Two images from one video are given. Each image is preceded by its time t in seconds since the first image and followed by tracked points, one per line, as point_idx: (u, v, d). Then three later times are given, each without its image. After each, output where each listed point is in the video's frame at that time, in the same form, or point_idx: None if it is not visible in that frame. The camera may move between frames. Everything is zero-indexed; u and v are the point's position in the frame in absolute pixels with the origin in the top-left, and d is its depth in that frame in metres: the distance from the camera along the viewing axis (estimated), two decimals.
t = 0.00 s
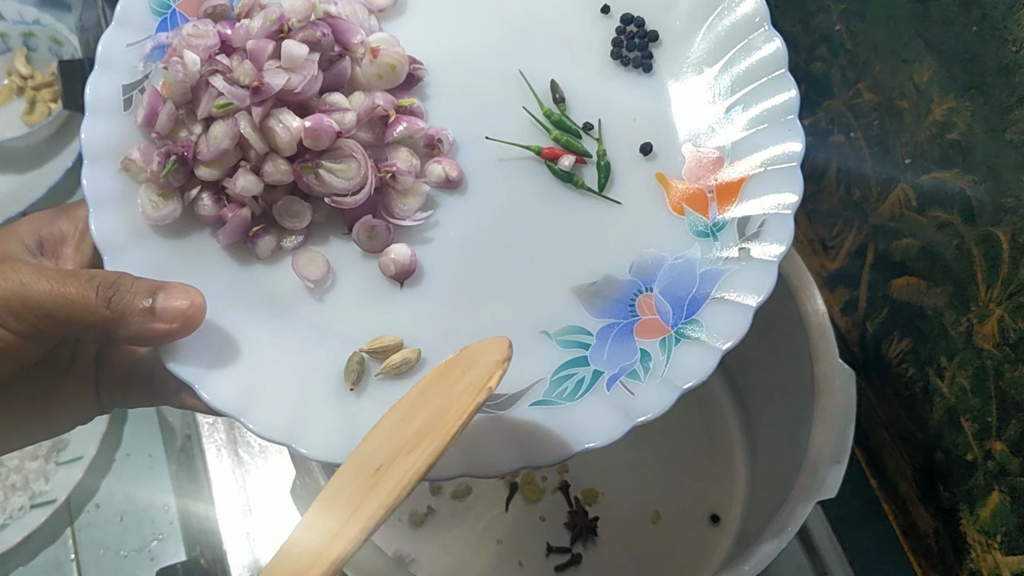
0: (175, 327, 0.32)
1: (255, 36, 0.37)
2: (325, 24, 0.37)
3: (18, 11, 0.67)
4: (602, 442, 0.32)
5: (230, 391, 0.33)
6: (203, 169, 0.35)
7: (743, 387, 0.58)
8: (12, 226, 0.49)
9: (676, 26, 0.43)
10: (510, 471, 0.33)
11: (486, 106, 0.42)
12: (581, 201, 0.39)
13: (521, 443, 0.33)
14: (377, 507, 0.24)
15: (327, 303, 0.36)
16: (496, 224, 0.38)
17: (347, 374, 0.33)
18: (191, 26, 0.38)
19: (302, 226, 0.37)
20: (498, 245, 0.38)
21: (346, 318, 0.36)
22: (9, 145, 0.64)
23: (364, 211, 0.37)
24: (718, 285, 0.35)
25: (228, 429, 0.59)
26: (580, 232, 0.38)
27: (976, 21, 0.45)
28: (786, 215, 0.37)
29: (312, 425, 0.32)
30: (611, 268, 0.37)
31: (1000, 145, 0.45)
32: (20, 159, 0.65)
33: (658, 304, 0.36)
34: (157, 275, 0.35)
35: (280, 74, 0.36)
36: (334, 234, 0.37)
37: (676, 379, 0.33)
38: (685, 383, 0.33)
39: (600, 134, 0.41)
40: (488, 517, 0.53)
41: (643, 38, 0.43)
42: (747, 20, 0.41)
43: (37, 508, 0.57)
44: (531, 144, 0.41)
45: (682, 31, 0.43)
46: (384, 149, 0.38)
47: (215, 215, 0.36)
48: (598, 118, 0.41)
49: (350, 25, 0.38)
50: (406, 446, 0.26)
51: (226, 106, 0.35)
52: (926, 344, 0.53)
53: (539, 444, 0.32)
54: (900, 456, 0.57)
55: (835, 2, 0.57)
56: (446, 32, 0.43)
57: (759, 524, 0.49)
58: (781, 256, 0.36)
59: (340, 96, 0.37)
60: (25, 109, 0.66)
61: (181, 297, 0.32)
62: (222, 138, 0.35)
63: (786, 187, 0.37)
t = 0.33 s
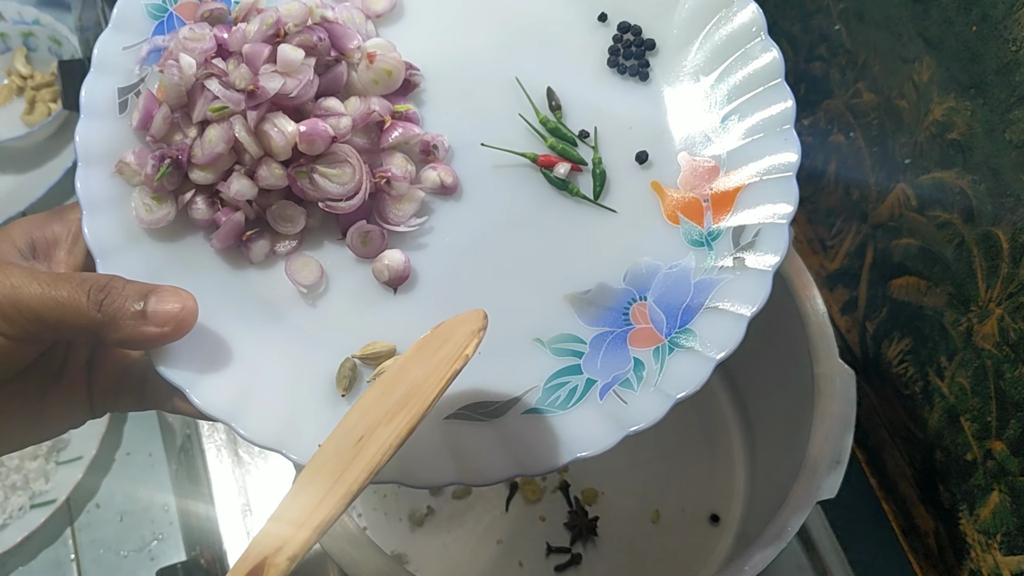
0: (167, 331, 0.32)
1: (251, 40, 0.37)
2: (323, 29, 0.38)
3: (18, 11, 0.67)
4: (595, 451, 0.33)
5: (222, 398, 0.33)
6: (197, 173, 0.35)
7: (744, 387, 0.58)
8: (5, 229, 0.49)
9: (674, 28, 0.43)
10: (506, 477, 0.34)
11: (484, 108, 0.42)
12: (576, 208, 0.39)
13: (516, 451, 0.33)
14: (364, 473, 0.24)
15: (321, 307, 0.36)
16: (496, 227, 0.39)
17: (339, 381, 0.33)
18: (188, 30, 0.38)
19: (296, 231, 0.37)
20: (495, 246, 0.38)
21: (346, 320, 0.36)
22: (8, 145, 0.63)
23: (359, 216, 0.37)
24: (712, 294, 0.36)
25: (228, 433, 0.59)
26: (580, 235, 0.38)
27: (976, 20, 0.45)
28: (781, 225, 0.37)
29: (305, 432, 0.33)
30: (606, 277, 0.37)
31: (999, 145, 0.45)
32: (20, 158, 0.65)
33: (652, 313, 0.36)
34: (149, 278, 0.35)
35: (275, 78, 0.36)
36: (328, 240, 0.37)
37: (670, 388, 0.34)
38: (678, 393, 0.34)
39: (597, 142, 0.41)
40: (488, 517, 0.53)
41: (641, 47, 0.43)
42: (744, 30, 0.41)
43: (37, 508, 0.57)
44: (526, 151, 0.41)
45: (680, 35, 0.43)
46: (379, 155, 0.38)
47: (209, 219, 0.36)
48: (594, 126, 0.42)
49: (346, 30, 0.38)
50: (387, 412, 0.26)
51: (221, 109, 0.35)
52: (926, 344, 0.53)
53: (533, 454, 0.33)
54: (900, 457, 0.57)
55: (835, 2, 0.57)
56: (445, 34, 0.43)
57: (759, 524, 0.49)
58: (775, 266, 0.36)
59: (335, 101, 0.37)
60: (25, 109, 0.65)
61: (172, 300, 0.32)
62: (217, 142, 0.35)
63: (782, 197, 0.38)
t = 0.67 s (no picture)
0: (171, 332, 0.31)
1: (247, 38, 0.36)
2: (318, 25, 0.37)
3: (18, 11, 0.67)
4: (600, 442, 0.32)
5: (224, 394, 0.32)
6: (196, 172, 0.35)
7: (744, 386, 0.58)
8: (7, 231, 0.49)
9: (673, 26, 0.43)
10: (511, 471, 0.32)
11: (484, 104, 0.41)
12: (575, 201, 0.39)
13: (518, 444, 0.32)
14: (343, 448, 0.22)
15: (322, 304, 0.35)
16: (498, 223, 0.38)
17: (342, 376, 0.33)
18: (183, 28, 0.37)
19: (297, 229, 0.36)
20: (497, 241, 0.37)
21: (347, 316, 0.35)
22: (9, 145, 0.63)
23: (359, 213, 0.37)
24: (712, 284, 0.35)
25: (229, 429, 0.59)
26: (581, 229, 0.38)
27: (976, 20, 0.45)
28: (779, 213, 0.36)
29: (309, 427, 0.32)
30: (606, 267, 0.37)
31: (999, 144, 0.45)
32: (20, 159, 0.65)
33: (653, 304, 0.35)
34: (148, 279, 0.35)
35: (273, 77, 0.35)
36: (329, 237, 0.37)
37: (672, 378, 0.33)
38: (680, 382, 0.33)
39: (594, 133, 0.41)
40: (488, 517, 0.53)
41: (636, 38, 0.42)
42: (739, 18, 0.41)
43: (37, 508, 0.57)
44: (524, 145, 0.40)
45: (678, 29, 0.43)
46: (378, 151, 0.38)
47: (209, 218, 0.35)
48: (591, 118, 0.41)
49: (342, 26, 0.38)
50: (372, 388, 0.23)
51: (218, 109, 0.35)
52: (926, 344, 0.53)
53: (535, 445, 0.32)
54: (900, 457, 0.57)
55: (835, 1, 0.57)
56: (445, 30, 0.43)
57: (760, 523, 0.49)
58: (775, 254, 0.35)
59: (333, 98, 0.36)
60: (25, 109, 0.66)
61: (176, 301, 0.32)
62: (216, 141, 0.35)
63: (780, 183, 0.37)
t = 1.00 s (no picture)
0: (145, 328, 0.28)
1: (198, 30, 0.32)
2: (268, 11, 0.33)
3: (18, 11, 0.67)
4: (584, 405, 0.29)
5: (212, 390, 0.29)
6: (158, 167, 0.31)
7: (744, 387, 0.59)
8: None
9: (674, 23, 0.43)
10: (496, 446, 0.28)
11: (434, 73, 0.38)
12: (543, 168, 0.35)
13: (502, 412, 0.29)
14: (281, 373, 0.27)
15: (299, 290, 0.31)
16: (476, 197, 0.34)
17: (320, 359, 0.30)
18: (133, 24, 0.33)
19: (264, 217, 0.32)
20: (474, 215, 0.34)
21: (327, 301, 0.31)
22: (8, 146, 0.63)
23: (323, 196, 0.33)
24: (682, 238, 0.32)
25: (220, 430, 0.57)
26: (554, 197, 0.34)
27: (976, 20, 0.45)
28: (742, 163, 0.33)
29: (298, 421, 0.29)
30: (576, 231, 0.34)
31: (999, 145, 0.45)
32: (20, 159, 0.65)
33: (625, 263, 0.32)
34: (127, 277, 0.32)
35: (226, 65, 0.31)
36: (296, 224, 0.33)
37: (649, 335, 0.30)
38: (657, 339, 0.30)
39: (554, 100, 0.37)
40: (488, 517, 0.53)
41: None
42: None
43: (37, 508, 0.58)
44: (482, 116, 0.37)
45: None
46: (337, 133, 0.34)
47: (175, 212, 0.32)
48: (548, 83, 0.38)
49: (292, 10, 0.34)
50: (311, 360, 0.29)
51: (175, 102, 0.31)
52: (926, 344, 0.53)
53: (517, 412, 0.29)
54: (900, 457, 0.57)
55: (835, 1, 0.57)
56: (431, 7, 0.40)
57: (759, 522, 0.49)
58: (741, 202, 0.32)
59: (289, 83, 0.32)
60: (25, 109, 0.65)
61: (149, 296, 0.29)
62: (175, 134, 0.31)
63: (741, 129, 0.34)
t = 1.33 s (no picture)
0: (117, 286, 0.31)
1: None
2: None
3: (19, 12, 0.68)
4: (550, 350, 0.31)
5: (182, 345, 0.31)
6: (126, 134, 0.34)
7: (745, 388, 0.59)
8: None
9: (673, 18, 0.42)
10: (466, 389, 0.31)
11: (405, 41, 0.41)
12: (500, 126, 0.39)
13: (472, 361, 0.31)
14: (316, 334, 0.29)
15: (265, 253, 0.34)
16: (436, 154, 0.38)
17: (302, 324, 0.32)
18: None
19: (232, 180, 0.35)
20: (442, 179, 0.37)
21: (311, 268, 0.33)
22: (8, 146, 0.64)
23: (290, 157, 0.35)
24: (642, 190, 0.36)
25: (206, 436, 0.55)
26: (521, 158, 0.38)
27: (976, 20, 0.45)
28: (695, 116, 0.37)
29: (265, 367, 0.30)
30: (537, 191, 0.37)
31: (1000, 144, 0.45)
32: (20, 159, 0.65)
33: (585, 217, 0.35)
34: (97, 240, 0.34)
35: (191, 32, 0.34)
36: (263, 186, 0.35)
37: (611, 282, 0.33)
38: (619, 284, 0.32)
39: (512, 64, 0.41)
40: (488, 516, 0.54)
41: None
42: None
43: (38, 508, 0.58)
44: (444, 78, 0.40)
45: None
46: (302, 98, 0.37)
47: (145, 178, 0.34)
48: (508, 49, 0.42)
49: None
50: (335, 338, 0.31)
51: (142, 69, 0.33)
52: (926, 343, 0.53)
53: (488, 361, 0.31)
54: (901, 456, 0.57)
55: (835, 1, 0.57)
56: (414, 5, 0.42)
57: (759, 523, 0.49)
58: (695, 154, 0.36)
59: (251, 49, 0.35)
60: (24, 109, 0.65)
61: (121, 256, 0.31)
62: (143, 101, 0.34)
63: (693, 87, 0.38)
